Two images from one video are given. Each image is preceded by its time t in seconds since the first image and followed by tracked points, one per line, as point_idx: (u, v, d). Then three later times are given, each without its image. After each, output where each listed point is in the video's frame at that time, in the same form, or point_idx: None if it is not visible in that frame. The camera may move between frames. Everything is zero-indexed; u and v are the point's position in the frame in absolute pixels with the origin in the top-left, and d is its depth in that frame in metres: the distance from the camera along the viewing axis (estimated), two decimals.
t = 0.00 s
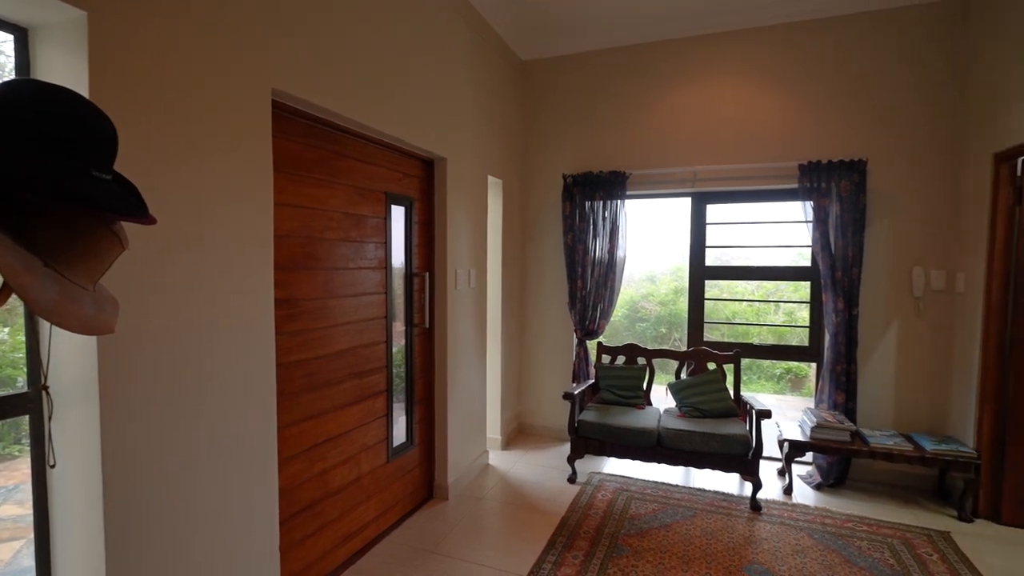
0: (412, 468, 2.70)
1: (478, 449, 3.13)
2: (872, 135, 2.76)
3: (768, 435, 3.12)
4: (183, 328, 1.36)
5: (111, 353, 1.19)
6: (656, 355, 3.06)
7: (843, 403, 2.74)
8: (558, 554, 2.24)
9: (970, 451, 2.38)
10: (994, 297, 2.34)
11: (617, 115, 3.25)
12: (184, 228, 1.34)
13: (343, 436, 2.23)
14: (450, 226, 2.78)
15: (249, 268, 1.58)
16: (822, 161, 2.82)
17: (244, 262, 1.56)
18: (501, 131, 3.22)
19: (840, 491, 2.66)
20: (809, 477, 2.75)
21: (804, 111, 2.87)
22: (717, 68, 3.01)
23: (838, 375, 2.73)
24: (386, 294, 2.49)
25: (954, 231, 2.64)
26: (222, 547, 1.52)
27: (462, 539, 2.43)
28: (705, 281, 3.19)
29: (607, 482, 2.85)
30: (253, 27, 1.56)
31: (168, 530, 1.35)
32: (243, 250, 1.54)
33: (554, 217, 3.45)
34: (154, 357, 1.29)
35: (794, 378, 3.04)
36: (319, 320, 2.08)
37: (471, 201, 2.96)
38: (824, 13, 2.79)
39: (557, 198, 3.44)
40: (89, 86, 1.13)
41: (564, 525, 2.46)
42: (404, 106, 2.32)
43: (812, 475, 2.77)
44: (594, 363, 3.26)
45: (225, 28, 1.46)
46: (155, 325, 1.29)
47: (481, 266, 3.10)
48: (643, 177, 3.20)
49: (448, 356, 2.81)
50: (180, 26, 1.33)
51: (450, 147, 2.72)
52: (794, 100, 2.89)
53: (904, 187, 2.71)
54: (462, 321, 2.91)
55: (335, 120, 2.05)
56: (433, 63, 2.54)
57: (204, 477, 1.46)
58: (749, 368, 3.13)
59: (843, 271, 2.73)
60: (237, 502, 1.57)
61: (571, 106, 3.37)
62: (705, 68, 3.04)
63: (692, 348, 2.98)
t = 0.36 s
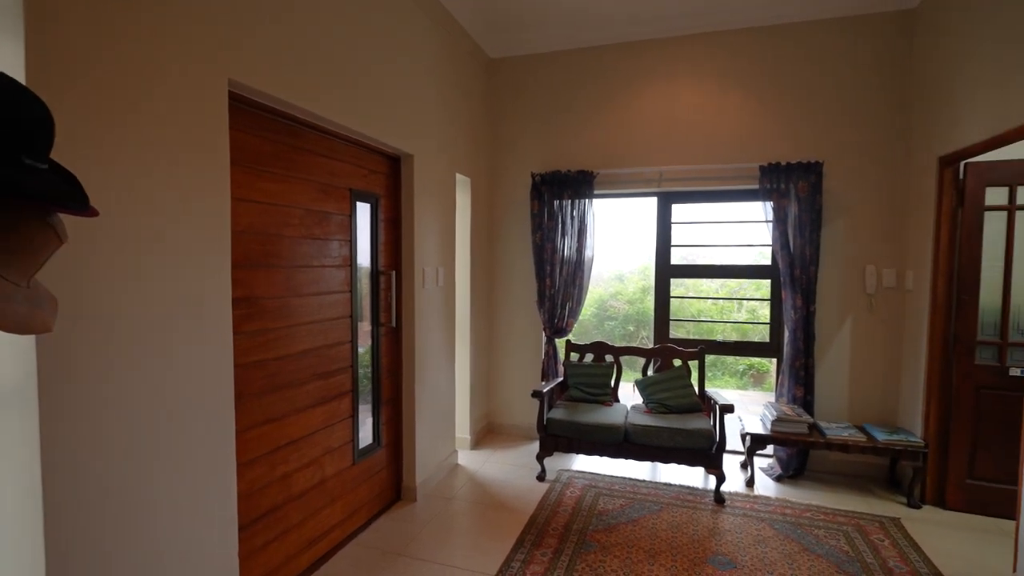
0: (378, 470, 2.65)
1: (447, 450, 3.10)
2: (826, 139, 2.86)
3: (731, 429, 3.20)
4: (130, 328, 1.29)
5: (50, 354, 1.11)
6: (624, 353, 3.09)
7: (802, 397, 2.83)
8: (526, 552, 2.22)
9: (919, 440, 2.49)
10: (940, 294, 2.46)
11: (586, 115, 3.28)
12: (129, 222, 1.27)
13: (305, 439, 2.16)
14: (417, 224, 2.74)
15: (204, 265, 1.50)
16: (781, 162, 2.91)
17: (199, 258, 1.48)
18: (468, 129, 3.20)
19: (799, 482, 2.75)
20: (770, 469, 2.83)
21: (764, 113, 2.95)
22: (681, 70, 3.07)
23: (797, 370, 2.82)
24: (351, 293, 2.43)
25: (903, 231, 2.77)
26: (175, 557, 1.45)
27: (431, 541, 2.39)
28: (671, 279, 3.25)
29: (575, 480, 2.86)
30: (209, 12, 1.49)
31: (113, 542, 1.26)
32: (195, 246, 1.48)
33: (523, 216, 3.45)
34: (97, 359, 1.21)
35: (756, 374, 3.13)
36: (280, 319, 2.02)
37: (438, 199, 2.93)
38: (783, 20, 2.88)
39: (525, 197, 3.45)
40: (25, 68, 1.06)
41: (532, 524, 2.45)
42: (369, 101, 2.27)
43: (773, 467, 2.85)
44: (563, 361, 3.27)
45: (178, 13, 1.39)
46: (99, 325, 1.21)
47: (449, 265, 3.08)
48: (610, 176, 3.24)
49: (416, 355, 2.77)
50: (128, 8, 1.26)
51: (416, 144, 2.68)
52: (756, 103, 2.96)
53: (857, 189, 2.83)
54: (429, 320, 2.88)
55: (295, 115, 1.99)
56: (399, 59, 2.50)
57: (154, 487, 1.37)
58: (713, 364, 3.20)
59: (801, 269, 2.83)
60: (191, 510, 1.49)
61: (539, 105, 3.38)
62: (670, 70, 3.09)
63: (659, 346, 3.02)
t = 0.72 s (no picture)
0: (343, 473, 2.59)
1: (415, 450, 3.07)
2: (786, 140, 2.94)
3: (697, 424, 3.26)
4: (79, 326, 1.21)
5: None
6: (593, 350, 3.11)
7: (765, 391, 2.90)
8: (494, 553, 2.20)
9: (873, 432, 2.58)
10: (892, 290, 2.56)
11: (556, 113, 3.28)
12: (77, 212, 1.19)
13: (266, 442, 2.08)
14: (382, 220, 2.69)
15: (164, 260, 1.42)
16: (744, 162, 2.97)
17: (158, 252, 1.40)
18: (435, 126, 3.16)
19: (763, 474, 2.81)
20: (734, 463, 2.89)
21: (728, 115, 3.01)
22: (649, 71, 3.11)
23: (760, 366, 2.89)
24: (313, 291, 2.36)
25: (858, 230, 2.87)
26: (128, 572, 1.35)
27: (399, 543, 2.34)
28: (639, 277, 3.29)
29: (545, 478, 2.86)
30: None
31: (57, 554, 1.18)
32: (158, 236, 1.39)
33: (493, 214, 3.44)
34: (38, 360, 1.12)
35: (722, 370, 3.19)
36: (238, 318, 1.94)
37: (405, 196, 2.88)
38: (745, 23, 2.95)
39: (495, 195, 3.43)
40: None
41: (502, 524, 2.43)
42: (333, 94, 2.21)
43: (737, 460, 2.91)
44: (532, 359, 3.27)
45: None
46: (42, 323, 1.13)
47: (416, 263, 3.04)
48: (579, 175, 3.25)
49: (382, 354, 2.72)
50: None
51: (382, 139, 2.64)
52: (721, 105, 3.02)
53: (815, 189, 2.92)
54: (395, 318, 2.83)
55: (254, 106, 1.92)
56: (364, 52, 2.44)
57: (106, 494, 1.29)
58: (680, 361, 3.25)
59: (764, 267, 2.90)
60: (146, 521, 1.39)
61: (508, 104, 3.37)
62: (638, 70, 3.13)
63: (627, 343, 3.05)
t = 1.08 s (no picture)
0: (303, 479, 2.50)
1: (380, 452, 3.01)
2: (746, 142, 3.01)
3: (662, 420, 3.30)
4: None
5: None
6: (560, 350, 3.10)
7: (727, 388, 2.95)
8: (460, 556, 2.16)
9: (829, 425, 2.66)
10: (847, 288, 2.64)
11: (523, 112, 3.26)
12: None
13: (219, 449, 1.99)
14: (344, 218, 2.62)
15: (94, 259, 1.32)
16: (707, 163, 3.02)
17: (87, 251, 1.31)
18: (399, 123, 3.10)
19: (725, 469, 2.86)
20: (698, 458, 2.93)
21: (692, 116, 3.06)
22: (615, 71, 3.12)
23: (722, 363, 2.94)
24: (270, 291, 2.27)
25: (814, 230, 2.95)
26: None
27: (363, 550, 2.27)
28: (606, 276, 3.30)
29: (511, 479, 2.83)
30: None
31: None
32: (87, 232, 1.30)
33: (459, 213, 3.41)
34: None
35: (687, 367, 3.24)
36: (188, 319, 1.84)
37: (367, 193, 2.81)
38: (708, 26, 3.00)
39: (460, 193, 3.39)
40: None
41: (467, 527, 2.39)
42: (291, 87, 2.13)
43: (701, 456, 2.96)
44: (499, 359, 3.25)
45: None
46: None
47: (379, 262, 2.97)
48: (543, 174, 3.25)
49: (344, 356, 2.65)
50: None
51: (343, 134, 2.56)
52: (684, 106, 3.06)
53: (774, 190, 2.99)
54: (357, 319, 2.75)
55: (204, 98, 1.83)
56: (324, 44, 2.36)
57: (27, 512, 1.19)
58: (647, 359, 3.28)
59: (726, 266, 2.95)
60: (74, 540, 1.30)
61: (475, 101, 3.34)
62: (603, 70, 3.14)
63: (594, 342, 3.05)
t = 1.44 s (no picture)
0: (260, 487, 2.40)
1: (343, 457, 2.93)
2: (709, 143, 3.05)
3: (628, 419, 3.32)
4: None
5: None
6: (528, 350, 3.08)
7: (691, 386, 2.99)
8: (424, 563, 2.10)
9: (789, 421, 2.72)
10: (805, 287, 2.70)
11: (489, 109, 3.23)
12: None
13: (165, 458, 1.88)
14: (303, 216, 2.53)
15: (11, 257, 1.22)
16: (671, 164, 3.05)
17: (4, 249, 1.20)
18: (361, 118, 3.02)
19: (689, 466, 2.90)
20: (664, 456, 2.96)
21: (656, 117, 3.08)
22: (581, 70, 3.12)
23: (687, 361, 2.97)
24: (223, 292, 2.17)
25: (774, 230, 3.02)
26: None
27: (323, 559, 2.19)
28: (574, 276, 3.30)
29: (478, 481, 2.79)
30: None
31: None
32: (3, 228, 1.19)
33: (426, 211, 3.36)
34: None
35: (654, 366, 3.26)
36: (129, 322, 1.73)
37: (327, 191, 2.72)
38: (672, 28, 3.02)
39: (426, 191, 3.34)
40: None
41: (432, 532, 2.34)
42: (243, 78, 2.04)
43: (666, 454, 2.98)
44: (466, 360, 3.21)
45: None
46: None
47: (341, 261, 2.88)
48: (509, 172, 3.22)
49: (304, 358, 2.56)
50: None
51: (300, 129, 2.47)
52: (648, 106, 3.08)
53: (736, 191, 3.04)
54: (317, 320, 2.67)
55: (145, 88, 1.73)
56: (279, 34, 2.27)
57: None
58: (615, 358, 3.29)
59: (690, 266, 2.98)
60: None
61: (440, 98, 3.28)
62: (569, 69, 3.13)
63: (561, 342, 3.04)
